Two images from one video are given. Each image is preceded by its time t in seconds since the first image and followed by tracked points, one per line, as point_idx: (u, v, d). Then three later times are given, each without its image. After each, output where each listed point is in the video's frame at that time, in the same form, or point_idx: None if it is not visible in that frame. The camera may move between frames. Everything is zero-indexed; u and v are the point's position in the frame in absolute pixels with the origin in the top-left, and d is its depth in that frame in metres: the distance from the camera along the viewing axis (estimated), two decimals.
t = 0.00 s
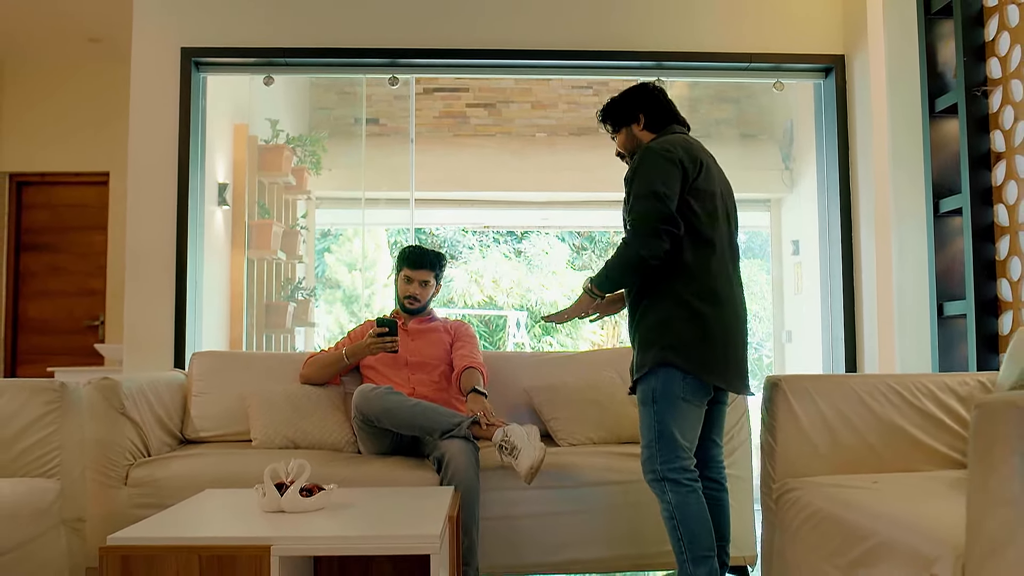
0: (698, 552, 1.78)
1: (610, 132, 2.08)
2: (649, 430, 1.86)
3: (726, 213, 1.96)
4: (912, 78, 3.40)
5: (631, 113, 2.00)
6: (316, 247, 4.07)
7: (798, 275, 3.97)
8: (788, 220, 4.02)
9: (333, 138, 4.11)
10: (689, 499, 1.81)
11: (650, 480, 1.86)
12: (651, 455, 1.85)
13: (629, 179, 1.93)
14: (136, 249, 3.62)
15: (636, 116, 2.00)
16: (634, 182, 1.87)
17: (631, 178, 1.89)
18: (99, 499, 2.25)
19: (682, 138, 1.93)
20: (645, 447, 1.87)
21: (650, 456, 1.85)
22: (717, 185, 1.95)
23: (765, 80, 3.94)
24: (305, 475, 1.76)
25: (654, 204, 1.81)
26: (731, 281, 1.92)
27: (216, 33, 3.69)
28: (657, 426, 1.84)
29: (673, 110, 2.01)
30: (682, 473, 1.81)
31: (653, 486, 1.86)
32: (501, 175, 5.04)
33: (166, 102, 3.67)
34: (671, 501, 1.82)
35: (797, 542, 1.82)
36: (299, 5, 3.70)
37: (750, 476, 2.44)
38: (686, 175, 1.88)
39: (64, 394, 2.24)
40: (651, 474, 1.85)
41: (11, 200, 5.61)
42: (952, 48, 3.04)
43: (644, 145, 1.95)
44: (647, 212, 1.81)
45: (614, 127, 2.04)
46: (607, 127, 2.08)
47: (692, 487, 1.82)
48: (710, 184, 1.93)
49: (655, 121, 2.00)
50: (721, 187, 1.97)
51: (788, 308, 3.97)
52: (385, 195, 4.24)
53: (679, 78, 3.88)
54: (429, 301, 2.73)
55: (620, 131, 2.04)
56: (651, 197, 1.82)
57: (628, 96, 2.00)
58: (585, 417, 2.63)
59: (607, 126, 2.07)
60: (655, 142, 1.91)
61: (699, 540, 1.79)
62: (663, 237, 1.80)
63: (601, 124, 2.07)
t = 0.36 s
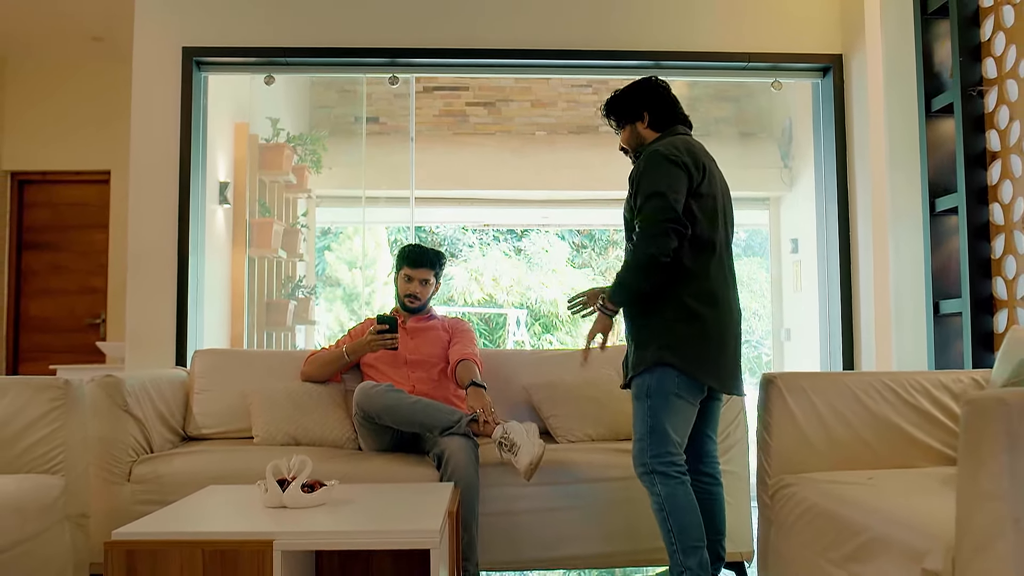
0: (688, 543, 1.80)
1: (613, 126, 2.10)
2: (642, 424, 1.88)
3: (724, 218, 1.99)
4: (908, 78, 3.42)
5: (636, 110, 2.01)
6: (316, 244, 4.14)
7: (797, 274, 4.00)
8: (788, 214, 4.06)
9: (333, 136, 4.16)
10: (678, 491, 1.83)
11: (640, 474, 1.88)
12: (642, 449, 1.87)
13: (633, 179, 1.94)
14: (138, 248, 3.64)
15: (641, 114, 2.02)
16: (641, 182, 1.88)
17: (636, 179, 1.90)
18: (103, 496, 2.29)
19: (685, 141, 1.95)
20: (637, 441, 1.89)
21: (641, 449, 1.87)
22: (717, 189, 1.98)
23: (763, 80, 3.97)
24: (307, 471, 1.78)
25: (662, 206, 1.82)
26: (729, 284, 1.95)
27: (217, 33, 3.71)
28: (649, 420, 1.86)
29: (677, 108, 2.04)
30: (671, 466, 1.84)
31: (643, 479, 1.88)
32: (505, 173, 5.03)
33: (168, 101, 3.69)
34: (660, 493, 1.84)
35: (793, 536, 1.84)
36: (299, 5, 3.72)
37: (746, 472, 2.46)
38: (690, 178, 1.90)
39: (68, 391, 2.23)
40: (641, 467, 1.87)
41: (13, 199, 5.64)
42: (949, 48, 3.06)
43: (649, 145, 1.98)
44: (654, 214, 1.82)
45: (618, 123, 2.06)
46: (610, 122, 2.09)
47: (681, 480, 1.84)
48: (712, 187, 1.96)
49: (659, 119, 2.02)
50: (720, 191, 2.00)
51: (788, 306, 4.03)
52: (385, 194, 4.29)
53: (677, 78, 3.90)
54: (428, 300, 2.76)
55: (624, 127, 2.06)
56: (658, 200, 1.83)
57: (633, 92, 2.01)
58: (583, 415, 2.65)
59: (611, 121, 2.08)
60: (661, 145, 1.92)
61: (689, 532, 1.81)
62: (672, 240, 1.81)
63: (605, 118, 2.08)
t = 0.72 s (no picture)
0: (688, 537, 1.84)
1: (603, 129, 2.13)
2: (643, 419, 1.91)
3: (717, 214, 2.02)
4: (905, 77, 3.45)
5: (625, 114, 2.04)
6: (315, 243, 4.14)
7: (796, 271, 4.01)
8: (788, 211, 4.06)
9: (333, 134, 4.17)
10: (679, 485, 1.86)
11: (642, 468, 1.91)
12: (643, 444, 1.90)
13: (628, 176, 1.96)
14: (139, 246, 3.67)
15: (630, 117, 2.04)
16: (639, 179, 1.90)
17: (633, 176, 1.92)
18: (107, 491, 2.31)
19: (675, 140, 1.98)
20: (638, 436, 1.92)
21: (642, 445, 1.90)
22: (708, 185, 2.02)
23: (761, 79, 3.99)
24: (309, 466, 1.81)
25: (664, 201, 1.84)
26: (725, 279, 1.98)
27: (217, 32, 3.73)
28: (650, 415, 1.89)
29: (665, 109, 2.06)
30: (672, 460, 1.87)
31: (644, 473, 1.91)
32: (501, 171, 5.10)
33: (169, 100, 3.72)
34: (662, 487, 1.87)
35: (788, 531, 1.87)
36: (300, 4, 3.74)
37: (744, 468, 2.49)
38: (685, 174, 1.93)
39: (71, 388, 2.24)
40: (642, 462, 1.90)
41: (14, 197, 5.66)
42: (945, 47, 3.08)
43: (638, 147, 2.00)
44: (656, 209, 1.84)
45: (607, 126, 2.09)
46: (600, 124, 2.12)
47: (682, 474, 1.87)
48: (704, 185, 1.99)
49: (648, 122, 2.04)
50: (710, 188, 2.03)
51: (786, 303, 4.02)
52: (385, 191, 4.27)
53: (676, 76, 3.92)
54: (428, 298, 2.78)
55: (614, 130, 2.09)
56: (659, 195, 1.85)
57: (621, 96, 2.04)
58: (582, 411, 2.68)
59: (601, 123, 2.11)
60: (653, 143, 1.95)
61: (690, 525, 1.84)
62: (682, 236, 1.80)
63: (594, 122, 2.11)
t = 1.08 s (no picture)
0: (685, 533, 1.86)
1: (584, 133, 2.15)
2: (643, 416, 1.94)
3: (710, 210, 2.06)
4: (901, 74, 3.45)
5: (608, 118, 2.06)
6: (315, 240, 4.12)
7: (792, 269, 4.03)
8: (784, 210, 4.06)
9: (332, 132, 4.14)
10: (678, 481, 1.89)
11: (641, 464, 1.93)
12: (644, 440, 1.92)
13: (622, 176, 1.99)
14: (141, 243, 3.70)
15: (612, 122, 2.07)
16: (633, 178, 1.93)
17: (627, 175, 1.95)
18: (109, 487, 2.35)
19: (665, 140, 2.01)
20: (638, 432, 1.95)
21: (642, 441, 1.93)
22: (700, 181, 2.05)
23: (757, 77, 4.01)
24: (309, 462, 1.83)
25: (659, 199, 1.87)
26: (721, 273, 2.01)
27: (218, 32, 3.76)
28: (651, 412, 1.92)
29: (647, 113, 2.08)
30: (672, 457, 1.90)
31: (644, 470, 1.94)
32: (500, 170, 5.10)
33: (170, 100, 3.75)
34: (662, 483, 1.90)
35: (782, 526, 1.90)
36: (300, 4, 3.77)
37: (739, 464, 2.52)
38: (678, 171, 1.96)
39: (75, 384, 2.25)
40: (642, 458, 1.93)
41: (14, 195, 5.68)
42: (939, 46, 3.11)
43: (623, 150, 2.03)
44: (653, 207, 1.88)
45: (589, 130, 2.11)
46: (582, 128, 2.14)
47: (682, 471, 1.90)
48: (697, 181, 2.02)
49: (630, 127, 2.07)
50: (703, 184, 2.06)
51: (783, 299, 4.02)
52: (384, 189, 4.21)
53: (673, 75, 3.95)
54: (426, 295, 2.80)
55: (595, 134, 2.11)
56: (654, 193, 1.88)
57: (602, 101, 2.06)
58: (579, 407, 2.71)
59: (583, 127, 2.13)
60: (644, 143, 1.97)
61: (688, 521, 1.87)
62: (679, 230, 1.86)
63: (576, 125, 2.13)
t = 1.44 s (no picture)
0: (676, 527, 1.89)
1: (581, 130, 2.17)
2: (633, 413, 1.97)
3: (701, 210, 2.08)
4: (895, 75, 3.48)
5: (603, 116, 2.09)
6: (313, 238, 4.13)
7: (788, 267, 4.05)
8: (780, 211, 4.08)
9: (331, 131, 4.15)
10: (668, 477, 1.91)
11: (632, 460, 1.96)
12: (634, 436, 1.95)
13: (615, 175, 2.02)
14: (140, 241, 3.72)
15: (608, 119, 2.09)
16: (626, 177, 1.96)
17: (620, 174, 1.97)
18: (110, 483, 2.37)
19: (659, 139, 2.04)
20: (629, 428, 1.97)
21: (632, 437, 1.96)
22: (692, 181, 2.08)
23: (753, 77, 4.04)
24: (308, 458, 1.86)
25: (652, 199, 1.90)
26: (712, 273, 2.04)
27: (217, 31, 3.79)
28: (641, 409, 1.94)
29: (643, 112, 2.11)
30: (662, 453, 1.92)
31: (635, 465, 1.96)
32: (496, 166, 5.10)
33: (170, 99, 3.77)
34: (651, 478, 1.92)
35: (774, 520, 1.92)
36: (298, 4, 3.79)
37: (733, 460, 2.55)
38: (671, 171, 1.99)
39: (77, 381, 2.27)
40: (632, 453, 1.96)
41: (14, 193, 5.70)
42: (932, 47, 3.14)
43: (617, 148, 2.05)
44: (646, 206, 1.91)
45: (585, 127, 2.14)
46: (579, 125, 2.17)
47: (671, 466, 1.93)
48: (689, 181, 2.05)
49: (625, 124, 2.09)
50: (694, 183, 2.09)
51: (779, 297, 4.05)
52: (382, 186, 4.22)
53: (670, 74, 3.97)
54: (423, 290, 2.82)
55: (591, 131, 2.14)
56: (647, 193, 1.91)
57: (599, 100, 2.09)
58: (575, 404, 2.73)
59: (579, 124, 2.15)
60: (638, 142, 2.00)
61: (678, 516, 1.90)
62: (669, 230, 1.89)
63: (573, 122, 2.16)
